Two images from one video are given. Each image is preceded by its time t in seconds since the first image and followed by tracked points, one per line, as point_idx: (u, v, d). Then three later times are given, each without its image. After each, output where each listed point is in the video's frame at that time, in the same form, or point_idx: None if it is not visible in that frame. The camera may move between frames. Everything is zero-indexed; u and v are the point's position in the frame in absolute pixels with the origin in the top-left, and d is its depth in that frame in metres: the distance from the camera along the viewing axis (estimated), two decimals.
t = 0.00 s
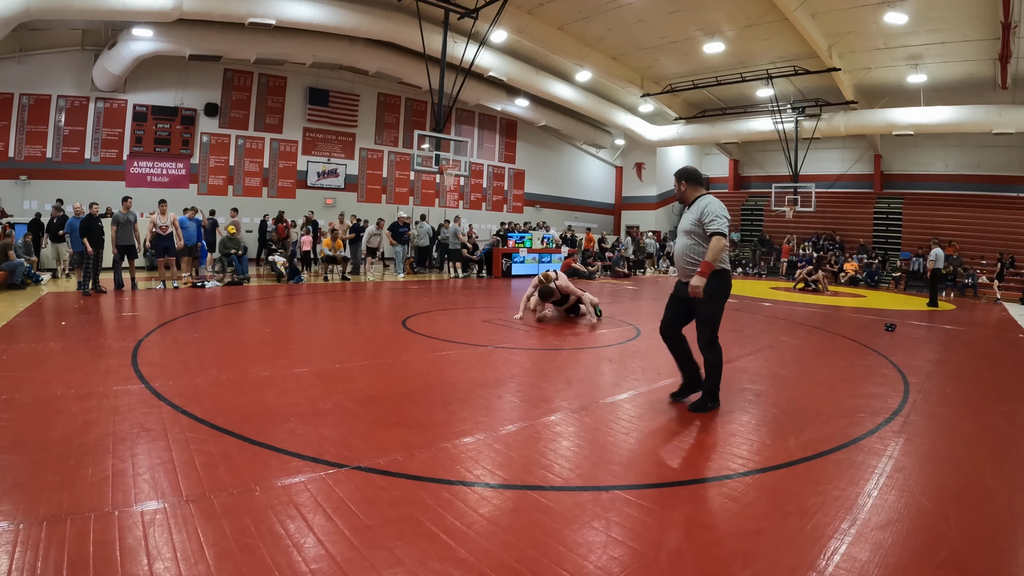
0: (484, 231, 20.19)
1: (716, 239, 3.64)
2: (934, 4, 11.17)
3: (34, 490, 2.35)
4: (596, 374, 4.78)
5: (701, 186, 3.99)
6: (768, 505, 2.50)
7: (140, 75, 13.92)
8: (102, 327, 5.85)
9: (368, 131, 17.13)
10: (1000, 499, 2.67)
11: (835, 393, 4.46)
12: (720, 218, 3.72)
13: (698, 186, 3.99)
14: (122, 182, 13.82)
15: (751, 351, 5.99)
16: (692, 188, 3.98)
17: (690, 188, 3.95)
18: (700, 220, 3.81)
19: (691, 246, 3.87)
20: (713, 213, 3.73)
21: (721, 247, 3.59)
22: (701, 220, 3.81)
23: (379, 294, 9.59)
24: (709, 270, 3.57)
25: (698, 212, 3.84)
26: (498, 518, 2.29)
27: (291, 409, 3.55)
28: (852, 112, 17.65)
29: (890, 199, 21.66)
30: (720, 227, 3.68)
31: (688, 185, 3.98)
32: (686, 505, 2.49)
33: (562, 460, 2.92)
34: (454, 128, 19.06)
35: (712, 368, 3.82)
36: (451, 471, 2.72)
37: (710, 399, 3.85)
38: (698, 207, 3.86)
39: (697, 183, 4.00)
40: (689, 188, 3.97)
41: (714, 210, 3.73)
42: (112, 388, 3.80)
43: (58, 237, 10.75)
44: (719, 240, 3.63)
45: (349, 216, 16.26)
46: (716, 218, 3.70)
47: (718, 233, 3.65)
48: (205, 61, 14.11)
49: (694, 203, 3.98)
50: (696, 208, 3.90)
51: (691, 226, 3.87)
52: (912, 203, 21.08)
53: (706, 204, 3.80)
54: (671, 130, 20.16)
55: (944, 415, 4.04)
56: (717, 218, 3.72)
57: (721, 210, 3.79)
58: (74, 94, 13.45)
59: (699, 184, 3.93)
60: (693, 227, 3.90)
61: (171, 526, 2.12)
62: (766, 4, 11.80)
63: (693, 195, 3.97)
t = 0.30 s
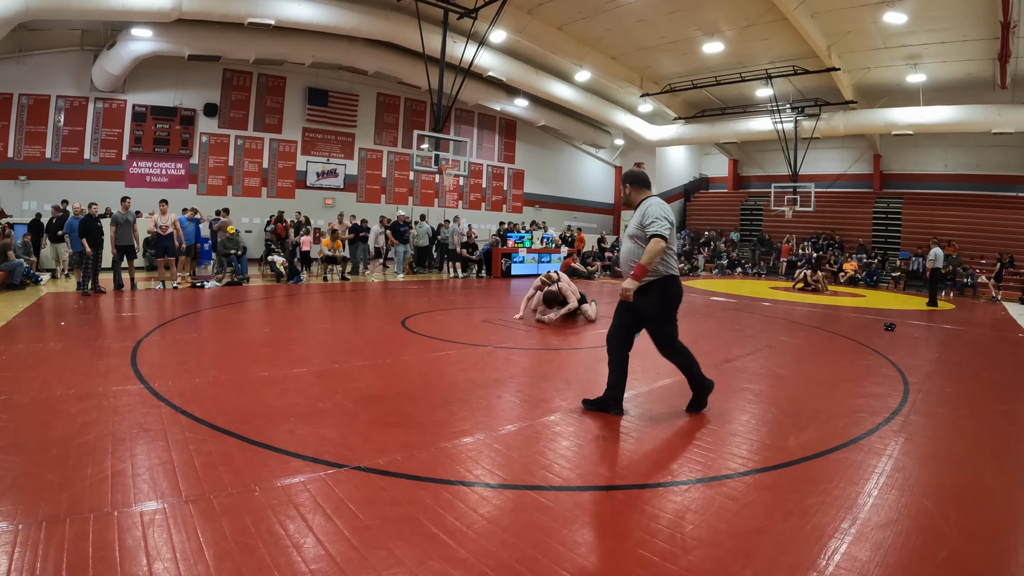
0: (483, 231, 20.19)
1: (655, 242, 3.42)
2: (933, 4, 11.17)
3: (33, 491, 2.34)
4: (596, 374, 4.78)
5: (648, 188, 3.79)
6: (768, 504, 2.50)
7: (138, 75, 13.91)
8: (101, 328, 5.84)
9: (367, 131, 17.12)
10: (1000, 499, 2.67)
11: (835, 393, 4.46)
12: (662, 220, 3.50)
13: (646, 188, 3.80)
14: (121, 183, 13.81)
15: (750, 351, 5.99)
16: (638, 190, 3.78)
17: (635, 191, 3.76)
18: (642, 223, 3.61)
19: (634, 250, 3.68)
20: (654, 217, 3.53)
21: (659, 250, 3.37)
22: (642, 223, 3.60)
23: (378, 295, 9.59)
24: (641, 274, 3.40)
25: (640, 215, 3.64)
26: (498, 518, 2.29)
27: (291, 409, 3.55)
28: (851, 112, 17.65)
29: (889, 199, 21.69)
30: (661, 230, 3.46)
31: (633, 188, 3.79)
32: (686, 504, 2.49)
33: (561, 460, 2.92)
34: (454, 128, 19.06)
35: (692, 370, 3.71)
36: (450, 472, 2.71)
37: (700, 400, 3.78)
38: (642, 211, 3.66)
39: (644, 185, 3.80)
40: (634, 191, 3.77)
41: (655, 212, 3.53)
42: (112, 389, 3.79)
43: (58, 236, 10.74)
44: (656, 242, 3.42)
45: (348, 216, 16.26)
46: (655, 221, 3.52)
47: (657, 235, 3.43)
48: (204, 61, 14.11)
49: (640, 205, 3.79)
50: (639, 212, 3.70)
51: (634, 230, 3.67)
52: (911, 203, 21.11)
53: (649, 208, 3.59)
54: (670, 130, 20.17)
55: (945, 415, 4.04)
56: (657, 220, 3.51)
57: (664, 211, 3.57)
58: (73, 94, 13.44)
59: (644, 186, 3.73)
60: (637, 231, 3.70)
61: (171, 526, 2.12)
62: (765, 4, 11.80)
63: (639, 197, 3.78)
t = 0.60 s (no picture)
0: (482, 231, 20.19)
1: (604, 234, 3.34)
2: (932, 4, 11.18)
3: (32, 491, 2.34)
4: (595, 373, 4.78)
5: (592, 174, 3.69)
6: (768, 504, 2.50)
7: (137, 75, 13.90)
8: (101, 328, 5.83)
9: (366, 131, 17.12)
10: (1000, 498, 2.67)
11: (835, 392, 4.46)
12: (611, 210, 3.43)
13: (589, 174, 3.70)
14: (120, 183, 13.80)
15: (749, 351, 6.00)
16: (581, 176, 3.67)
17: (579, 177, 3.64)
18: (583, 211, 3.49)
19: (577, 239, 3.58)
20: (597, 205, 3.42)
21: (608, 243, 3.29)
22: (584, 210, 3.49)
23: (377, 295, 9.58)
24: (604, 274, 3.27)
25: (581, 201, 3.52)
26: (498, 518, 2.29)
27: (290, 410, 3.55)
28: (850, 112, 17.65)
29: (888, 199, 21.71)
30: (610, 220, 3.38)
31: (576, 173, 3.67)
32: (685, 503, 2.49)
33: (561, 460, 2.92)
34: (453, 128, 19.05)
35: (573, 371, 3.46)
36: (450, 471, 2.72)
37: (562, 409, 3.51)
38: (582, 197, 3.54)
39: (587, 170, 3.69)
40: (577, 177, 3.66)
41: (599, 201, 3.42)
42: (111, 389, 3.78)
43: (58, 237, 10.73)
44: (603, 233, 3.32)
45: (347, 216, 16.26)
46: (600, 209, 3.39)
47: (604, 226, 3.35)
48: (203, 61, 14.10)
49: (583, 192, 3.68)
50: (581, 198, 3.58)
51: (576, 218, 3.55)
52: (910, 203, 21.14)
53: (591, 194, 3.47)
54: (669, 130, 20.17)
55: (944, 414, 4.04)
56: (602, 209, 3.40)
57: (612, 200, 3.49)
58: (72, 95, 13.43)
59: (587, 173, 3.63)
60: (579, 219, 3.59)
61: (171, 526, 2.12)
62: (764, 4, 11.80)
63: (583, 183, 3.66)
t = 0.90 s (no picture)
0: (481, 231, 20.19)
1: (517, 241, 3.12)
2: (931, 3, 11.18)
3: (31, 492, 2.34)
4: (595, 373, 4.78)
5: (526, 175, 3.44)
6: (767, 503, 2.51)
7: (137, 75, 13.90)
8: (100, 329, 5.83)
9: (366, 131, 17.12)
10: (999, 498, 2.67)
11: (835, 393, 4.46)
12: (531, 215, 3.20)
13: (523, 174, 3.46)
14: (120, 184, 13.80)
15: (749, 351, 6.00)
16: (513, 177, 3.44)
17: (509, 179, 3.40)
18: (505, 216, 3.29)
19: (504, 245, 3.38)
20: (515, 210, 3.20)
21: (518, 249, 3.07)
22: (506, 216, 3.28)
23: (376, 295, 9.58)
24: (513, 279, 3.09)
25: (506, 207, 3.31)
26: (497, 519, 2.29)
27: (289, 410, 3.54)
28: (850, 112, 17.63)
29: (887, 199, 21.72)
30: (527, 227, 3.16)
31: (508, 176, 3.45)
32: (684, 503, 2.49)
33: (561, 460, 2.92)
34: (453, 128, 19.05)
35: (503, 377, 3.32)
36: (450, 472, 2.72)
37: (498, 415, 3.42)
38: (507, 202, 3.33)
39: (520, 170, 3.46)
40: (508, 179, 3.43)
41: (517, 205, 3.20)
42: (111, 389, 3.78)
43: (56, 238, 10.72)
44: (516, 239, 3.10)
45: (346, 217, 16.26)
46: (516, 213, 3.17)
47: (518, 231, 3.12)
48: (203, 62, 14.11)
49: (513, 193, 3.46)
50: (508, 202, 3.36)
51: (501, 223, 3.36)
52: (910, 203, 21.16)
53: (512, 198, 3.25)
54: (669, 130, 20.16)
55: (944, 414, 4.04)
56: (519, 214, 3.18)
57: (536, 204, 3.26)
58: (71, 95, 13.42)
59: (517, 173, 3.38)
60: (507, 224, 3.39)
61: (170, 527, 2.12)
62: (764, 4, 11.80)
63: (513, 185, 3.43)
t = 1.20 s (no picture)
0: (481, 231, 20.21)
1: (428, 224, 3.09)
2: (931, 3, 11.18)
3: (31, 492, 2.34)
4: (594, 374, 4.79)
5: (463, 168, 3.43)
6: (767, 504, 2.51)
7: (137, 75, 13.89)
8: (100, 329, 5.84)
9: (365, 131, 17.13)
10: (999, 499, 2.67)
11: (834, 393, 4.47)
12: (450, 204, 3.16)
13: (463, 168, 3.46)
14: (120, 185, 13.80)
15: (749, 351, 6.01)
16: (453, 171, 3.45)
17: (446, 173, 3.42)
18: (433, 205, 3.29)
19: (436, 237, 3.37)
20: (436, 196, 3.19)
21: (422, 231, 3.02)
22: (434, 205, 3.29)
23: (376, 296, 9.59)
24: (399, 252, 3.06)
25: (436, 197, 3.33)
26: (496, 519, 2.29)
27: (289, 411, 3.54)
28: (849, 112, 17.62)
29: (887, 199, 21.74)
30: (442, 214, 3.12)
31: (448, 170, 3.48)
32: (683, 504, 2.49)
33: (560, 460, 2.93)
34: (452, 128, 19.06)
35: (496, 376, 3.36)
36: (449, 472, 2.72)
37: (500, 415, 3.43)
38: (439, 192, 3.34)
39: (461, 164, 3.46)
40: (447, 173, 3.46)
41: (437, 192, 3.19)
42: (110, 390, 3.79)
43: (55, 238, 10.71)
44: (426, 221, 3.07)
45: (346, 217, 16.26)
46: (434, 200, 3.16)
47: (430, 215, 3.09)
48: (202, 62, 14.09)
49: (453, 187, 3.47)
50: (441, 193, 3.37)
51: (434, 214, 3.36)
52: (910, 203, 21.17)
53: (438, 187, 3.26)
54: (669, 130, 20.15)
55: (944, 415, 4.04)
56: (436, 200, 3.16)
57: (458, 193, 3.22)
58: (71, 95, 13.41)
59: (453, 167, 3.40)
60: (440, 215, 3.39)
61: (170, 527, 2.12)
62: (764, 4, 11.80)
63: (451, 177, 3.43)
